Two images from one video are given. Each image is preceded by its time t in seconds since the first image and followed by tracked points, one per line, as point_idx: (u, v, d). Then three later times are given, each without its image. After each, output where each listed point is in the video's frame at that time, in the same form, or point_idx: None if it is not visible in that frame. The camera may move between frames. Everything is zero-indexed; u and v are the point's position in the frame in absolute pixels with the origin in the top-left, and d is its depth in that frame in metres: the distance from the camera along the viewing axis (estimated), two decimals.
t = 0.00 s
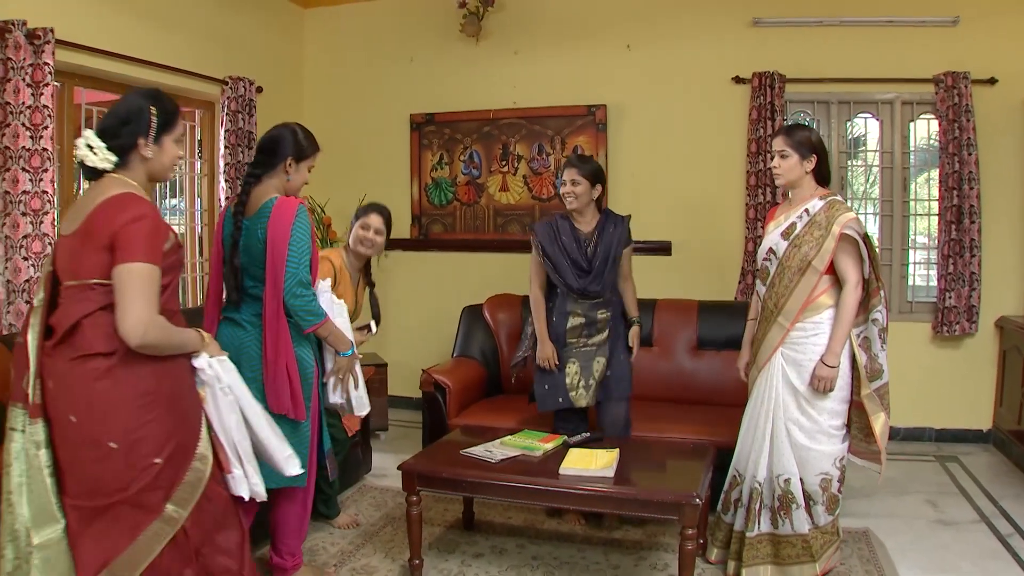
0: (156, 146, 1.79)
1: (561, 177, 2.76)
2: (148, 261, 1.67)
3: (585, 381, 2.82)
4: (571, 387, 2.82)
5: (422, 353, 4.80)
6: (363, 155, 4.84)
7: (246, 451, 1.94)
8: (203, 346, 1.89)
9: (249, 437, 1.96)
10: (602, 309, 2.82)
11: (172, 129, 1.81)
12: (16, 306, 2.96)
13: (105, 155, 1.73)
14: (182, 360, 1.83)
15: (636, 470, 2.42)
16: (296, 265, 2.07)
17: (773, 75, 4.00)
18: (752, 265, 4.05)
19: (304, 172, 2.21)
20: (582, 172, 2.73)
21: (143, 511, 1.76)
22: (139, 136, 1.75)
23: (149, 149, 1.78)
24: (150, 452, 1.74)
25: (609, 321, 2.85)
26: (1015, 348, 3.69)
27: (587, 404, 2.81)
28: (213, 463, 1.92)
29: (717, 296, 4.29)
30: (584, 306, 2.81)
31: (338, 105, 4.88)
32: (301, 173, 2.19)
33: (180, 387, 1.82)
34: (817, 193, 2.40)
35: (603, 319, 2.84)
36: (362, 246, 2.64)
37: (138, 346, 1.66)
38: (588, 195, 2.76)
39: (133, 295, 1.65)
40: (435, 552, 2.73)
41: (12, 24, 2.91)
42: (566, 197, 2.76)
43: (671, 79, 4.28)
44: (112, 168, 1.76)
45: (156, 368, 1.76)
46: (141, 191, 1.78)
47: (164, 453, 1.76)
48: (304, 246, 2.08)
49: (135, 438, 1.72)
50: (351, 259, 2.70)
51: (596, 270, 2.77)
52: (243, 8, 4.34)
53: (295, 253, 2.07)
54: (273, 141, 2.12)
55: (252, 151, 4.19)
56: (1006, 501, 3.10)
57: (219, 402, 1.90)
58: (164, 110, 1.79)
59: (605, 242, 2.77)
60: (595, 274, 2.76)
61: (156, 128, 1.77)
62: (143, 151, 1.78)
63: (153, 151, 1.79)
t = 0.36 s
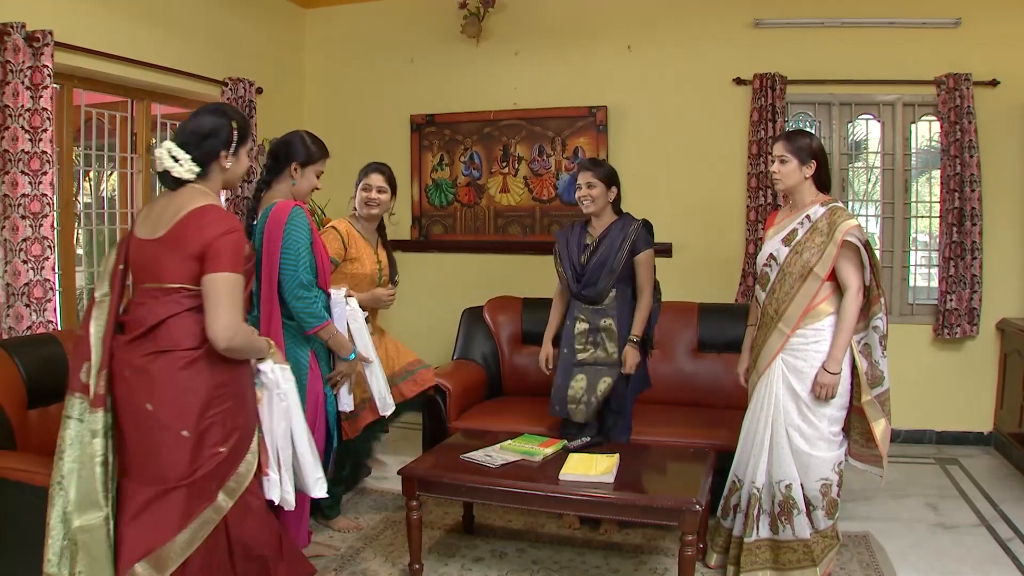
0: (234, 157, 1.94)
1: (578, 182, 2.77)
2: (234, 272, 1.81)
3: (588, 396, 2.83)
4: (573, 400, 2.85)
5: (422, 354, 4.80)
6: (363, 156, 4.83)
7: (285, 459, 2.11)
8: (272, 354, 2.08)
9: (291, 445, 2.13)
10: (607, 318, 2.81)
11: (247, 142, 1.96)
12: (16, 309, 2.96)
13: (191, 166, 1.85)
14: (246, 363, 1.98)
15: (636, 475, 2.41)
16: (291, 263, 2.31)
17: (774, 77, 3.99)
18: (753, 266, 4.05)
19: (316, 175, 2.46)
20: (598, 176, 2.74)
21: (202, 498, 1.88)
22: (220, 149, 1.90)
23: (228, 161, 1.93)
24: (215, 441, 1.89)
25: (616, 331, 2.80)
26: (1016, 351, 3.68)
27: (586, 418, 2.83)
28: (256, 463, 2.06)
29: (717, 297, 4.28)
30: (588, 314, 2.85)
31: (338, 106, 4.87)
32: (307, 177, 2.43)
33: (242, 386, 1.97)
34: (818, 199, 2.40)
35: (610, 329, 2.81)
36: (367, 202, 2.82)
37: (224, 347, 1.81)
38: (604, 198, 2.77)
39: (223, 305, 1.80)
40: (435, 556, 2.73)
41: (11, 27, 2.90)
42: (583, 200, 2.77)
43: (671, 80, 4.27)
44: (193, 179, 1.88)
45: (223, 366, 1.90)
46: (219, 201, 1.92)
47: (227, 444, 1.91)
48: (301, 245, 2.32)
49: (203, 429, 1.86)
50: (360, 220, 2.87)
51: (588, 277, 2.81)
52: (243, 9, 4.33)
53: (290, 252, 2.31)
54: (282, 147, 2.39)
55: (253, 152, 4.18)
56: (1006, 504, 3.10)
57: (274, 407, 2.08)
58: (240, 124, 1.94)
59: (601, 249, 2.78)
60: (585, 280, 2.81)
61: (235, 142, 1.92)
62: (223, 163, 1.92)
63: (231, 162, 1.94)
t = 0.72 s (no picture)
0: (272, 155, 1.99)
1: (575, 179, 2.77)
2: (275, 264, 1.85)
3: (590, 393, 2.84)
4: (575, 397, 2.87)
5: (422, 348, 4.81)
6: (363, 150, 4.82)
7: (318, 448, 2.11)
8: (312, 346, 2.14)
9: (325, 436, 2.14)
10: (602, 314, 2.80)
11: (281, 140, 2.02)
12: (15, 305, 2.96)
13: (238, 164, 1.89)
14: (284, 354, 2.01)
15: (635, 472, 2.41)
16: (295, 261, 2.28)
17: (775, 71, 3.97)
18: (753, 261, 4.04)
19: (325, 177, 2.48)
20: (595, 173, 2.73)
21: (244, 485, 1.90)
22: (262, 147, 1.95)
23: (268, 158, 1.98)
24: (255, 430, 1.91)
25: (611, 326, 2.80)
26: (1015, 347, 3.68)
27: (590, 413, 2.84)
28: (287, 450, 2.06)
29: (717, 292, 4.28)
30: (584, 310, 2.84)
31: (337, 99, 4.85)
32: (313, 177, 2.45)
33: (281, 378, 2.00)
34: (822, 195, 2.39)
35: (605, 325, 2.80)
36: (395, 196, 2.86)
37: (267, 338, 1.85)
38: (602, 193, 2.76)
39: (264, 295, 1.83)
40: (433, 553, 2.73)
41: (9, 22, 2.89)
42: (581, 197, 2.77)
43: (672, 74, 4.25)
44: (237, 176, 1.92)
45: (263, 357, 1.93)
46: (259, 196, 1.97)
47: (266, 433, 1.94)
48: (303, 244, 2.29)
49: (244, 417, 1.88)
50: (394, 213, 2.93)
51: (585, 272, 2.79)
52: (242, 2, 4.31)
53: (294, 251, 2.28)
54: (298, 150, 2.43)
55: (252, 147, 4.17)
56: (1005, 501, 3.10)
57: (310, 396, 2.11)
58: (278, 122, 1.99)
59: (597, 246, 2.77)
60: (581, 276, 2.80)
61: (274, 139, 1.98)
62: (263, 159, 1.97)
63: (269, 158, 1.99)
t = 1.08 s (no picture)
0: (271, 146, 2.05)
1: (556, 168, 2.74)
2: (273, 253, 1.94)
3: (565, 385, 2.86)
4: (550, 388, 2.89)
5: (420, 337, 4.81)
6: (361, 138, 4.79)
7: (315, 431, 2.17)
8: (321, 332, 2.17)
9: (324, 420, 2.18)
10: (576, 305, 2.81)
11: (282, 131, 2.08)
12: (11, 296, 2.95)
13: (235, 160, 1.98)
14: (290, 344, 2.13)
15: (634, 463, 2.41)
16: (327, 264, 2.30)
17: (774, 60, 3.95)
18: (752, 251, 4.04)
19: (359, 175, 2.46)
20: (576, 164, 2.70)
21: (248, 466, 2.07)
22: (258, 140, 2.01)
23: (267, 150, 2.04)
24: (258, 415, 2.06)
25: (585, 318, 2.80)
26: (1014, 338, 3.68)
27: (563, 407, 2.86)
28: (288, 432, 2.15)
29: (716, 282, 4.28)
30: (559, 301, 2.85)
31: (335, 87, 4.82)
32: (346, 176, 2.44)
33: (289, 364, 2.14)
34: (826, 185, 2.38)
35: (579, 317, 2.81)
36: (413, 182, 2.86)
37: (263, 324, 1.94)
38: (583, 185, 2.74)
39: (263, 282, 1.93)
40: (432, 543, 2.73)
41: (3, 12, 2.86)
42: (562, 188, 2.75)
43: (671, 62, 4.23)
44: (238, 170, 2.01)
45: (268, 346, 2.06)
46: (260, 188, 2.05)
47: (270, 418, 2.08)
48: (336, 247, 2.31)
49: (247, 403, 2.04)
50: (413, 201, 2.94)
51: (561, 263, 2.80)
52: None
53: (328, 253, 2.30)
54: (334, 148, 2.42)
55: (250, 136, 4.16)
56: (1002, 492, 3.11)
57: (309, 380, 2.16)
58: (275, 114, 2.04)
59: (574, 237, 2.77)
60: (558, 266, 2.80)
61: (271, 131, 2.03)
62: (262, 153, 2.04)
63: (270, 151, 2.05)
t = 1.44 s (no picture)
0: (261, 138, 2.17)
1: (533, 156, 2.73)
2: (252, 238, 2.06)
3: (539, 374, 2.85)
4: (527, 377, 2.89)
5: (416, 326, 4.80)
6: (356, 126, 4.77)
7: (306, 412, 2.24)
8: (308, 314, 2.23)
9: (314, 401, 2.25)
10: (552, 294, 2.81)
11: (272, 123, 2.19)
12: (6, 287, 2.93)
13: (225, 153, 2.12)
14: (283, 324, 2.24)
15: (630, 453, 2.41)
16: (375, 271, 2.41)
17: (771, 47, 3.93)
18: (748, 239, 4.03)
19: (411, 184, 2.45)
20: (553, 152, 2.70)
21: (238, 441, 2.18)
22: (247, 133, 2.14)
23: (256, 142, 2.17)
24: (248, 391, 2.18)
25: (561, 306, 2.81)
26: (1010, 328, 3.69)
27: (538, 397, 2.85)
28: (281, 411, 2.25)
29: (712, 271, 4.28)
30: (535, 289, 2.84)
31: (330, 74, 4.79)
32: (397, 184, 2.44)
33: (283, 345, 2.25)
34: (824, 174, 2.37)
35: (556, 306, 2.81)
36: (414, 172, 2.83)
37: (238, 305, 2.06)
38: (558, 173, 2.74)
39: (240, 264, 2.04)
40: (428, 533, 2.74)
41: None
42: (536, 174, 2.74)
43: (667, 49, 4.21)
44: (230, 161, 2.16)
45: (259, 326, 2.18)
46: (252, 178, 2.18)
47: (259, 395, 2.19)
48: (383, 256, 2.41)
49: (237, 379, 2.16)
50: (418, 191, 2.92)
51: (538, 252, 2.79)
52: None
53: (376, 261, 2.40)
54: (387, 155, 2.41)
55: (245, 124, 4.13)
56: (997, 482, 3.12)
57: (299, 362, 2.23)
58: (265, 107, 2.15)
59: (552, 225, 2.76)
60: (535, 255, 2.79)
61: (260, 123, 2.15)
62: (251, 144, 2.16)
63: (259, 142, 2.17)
